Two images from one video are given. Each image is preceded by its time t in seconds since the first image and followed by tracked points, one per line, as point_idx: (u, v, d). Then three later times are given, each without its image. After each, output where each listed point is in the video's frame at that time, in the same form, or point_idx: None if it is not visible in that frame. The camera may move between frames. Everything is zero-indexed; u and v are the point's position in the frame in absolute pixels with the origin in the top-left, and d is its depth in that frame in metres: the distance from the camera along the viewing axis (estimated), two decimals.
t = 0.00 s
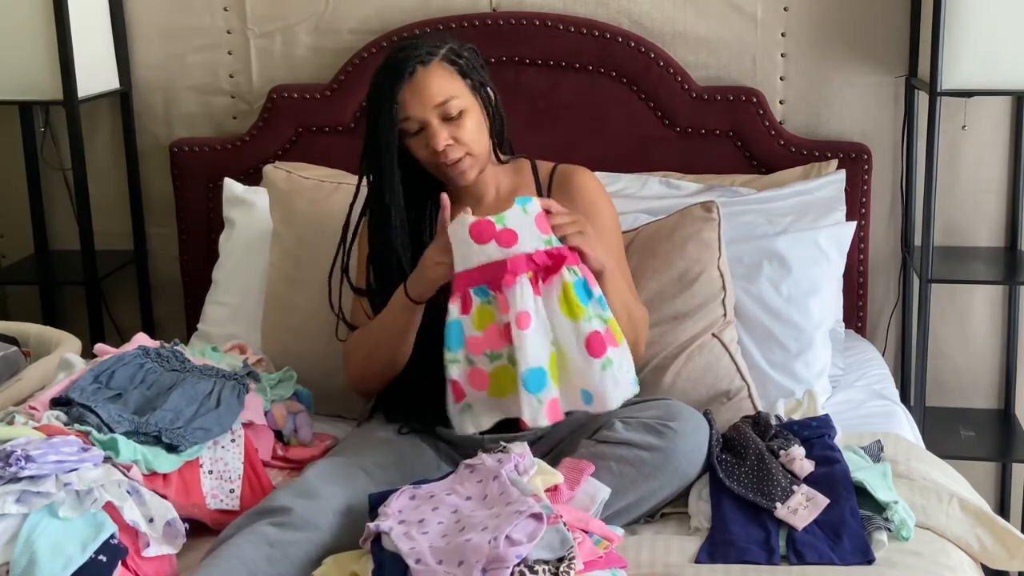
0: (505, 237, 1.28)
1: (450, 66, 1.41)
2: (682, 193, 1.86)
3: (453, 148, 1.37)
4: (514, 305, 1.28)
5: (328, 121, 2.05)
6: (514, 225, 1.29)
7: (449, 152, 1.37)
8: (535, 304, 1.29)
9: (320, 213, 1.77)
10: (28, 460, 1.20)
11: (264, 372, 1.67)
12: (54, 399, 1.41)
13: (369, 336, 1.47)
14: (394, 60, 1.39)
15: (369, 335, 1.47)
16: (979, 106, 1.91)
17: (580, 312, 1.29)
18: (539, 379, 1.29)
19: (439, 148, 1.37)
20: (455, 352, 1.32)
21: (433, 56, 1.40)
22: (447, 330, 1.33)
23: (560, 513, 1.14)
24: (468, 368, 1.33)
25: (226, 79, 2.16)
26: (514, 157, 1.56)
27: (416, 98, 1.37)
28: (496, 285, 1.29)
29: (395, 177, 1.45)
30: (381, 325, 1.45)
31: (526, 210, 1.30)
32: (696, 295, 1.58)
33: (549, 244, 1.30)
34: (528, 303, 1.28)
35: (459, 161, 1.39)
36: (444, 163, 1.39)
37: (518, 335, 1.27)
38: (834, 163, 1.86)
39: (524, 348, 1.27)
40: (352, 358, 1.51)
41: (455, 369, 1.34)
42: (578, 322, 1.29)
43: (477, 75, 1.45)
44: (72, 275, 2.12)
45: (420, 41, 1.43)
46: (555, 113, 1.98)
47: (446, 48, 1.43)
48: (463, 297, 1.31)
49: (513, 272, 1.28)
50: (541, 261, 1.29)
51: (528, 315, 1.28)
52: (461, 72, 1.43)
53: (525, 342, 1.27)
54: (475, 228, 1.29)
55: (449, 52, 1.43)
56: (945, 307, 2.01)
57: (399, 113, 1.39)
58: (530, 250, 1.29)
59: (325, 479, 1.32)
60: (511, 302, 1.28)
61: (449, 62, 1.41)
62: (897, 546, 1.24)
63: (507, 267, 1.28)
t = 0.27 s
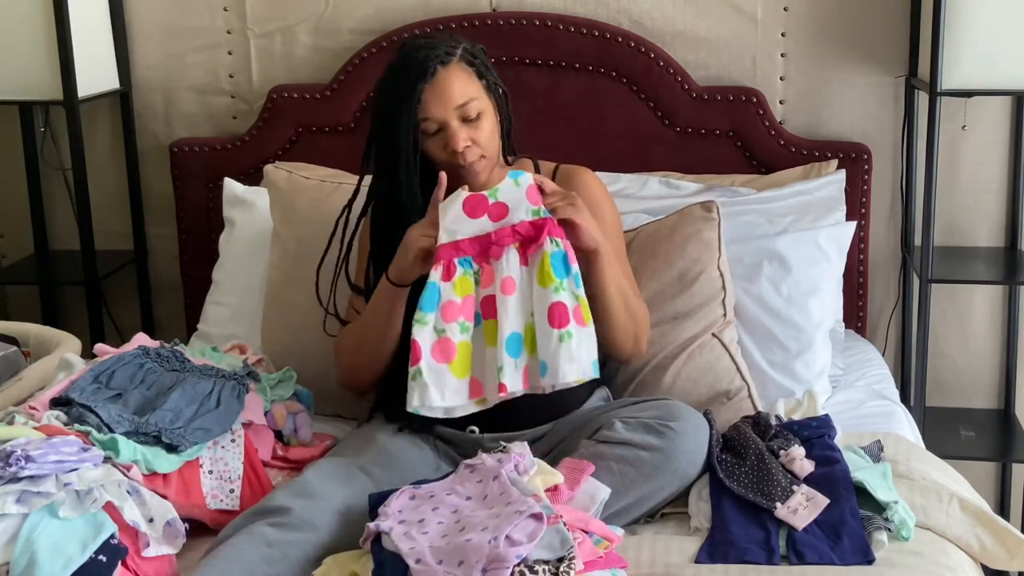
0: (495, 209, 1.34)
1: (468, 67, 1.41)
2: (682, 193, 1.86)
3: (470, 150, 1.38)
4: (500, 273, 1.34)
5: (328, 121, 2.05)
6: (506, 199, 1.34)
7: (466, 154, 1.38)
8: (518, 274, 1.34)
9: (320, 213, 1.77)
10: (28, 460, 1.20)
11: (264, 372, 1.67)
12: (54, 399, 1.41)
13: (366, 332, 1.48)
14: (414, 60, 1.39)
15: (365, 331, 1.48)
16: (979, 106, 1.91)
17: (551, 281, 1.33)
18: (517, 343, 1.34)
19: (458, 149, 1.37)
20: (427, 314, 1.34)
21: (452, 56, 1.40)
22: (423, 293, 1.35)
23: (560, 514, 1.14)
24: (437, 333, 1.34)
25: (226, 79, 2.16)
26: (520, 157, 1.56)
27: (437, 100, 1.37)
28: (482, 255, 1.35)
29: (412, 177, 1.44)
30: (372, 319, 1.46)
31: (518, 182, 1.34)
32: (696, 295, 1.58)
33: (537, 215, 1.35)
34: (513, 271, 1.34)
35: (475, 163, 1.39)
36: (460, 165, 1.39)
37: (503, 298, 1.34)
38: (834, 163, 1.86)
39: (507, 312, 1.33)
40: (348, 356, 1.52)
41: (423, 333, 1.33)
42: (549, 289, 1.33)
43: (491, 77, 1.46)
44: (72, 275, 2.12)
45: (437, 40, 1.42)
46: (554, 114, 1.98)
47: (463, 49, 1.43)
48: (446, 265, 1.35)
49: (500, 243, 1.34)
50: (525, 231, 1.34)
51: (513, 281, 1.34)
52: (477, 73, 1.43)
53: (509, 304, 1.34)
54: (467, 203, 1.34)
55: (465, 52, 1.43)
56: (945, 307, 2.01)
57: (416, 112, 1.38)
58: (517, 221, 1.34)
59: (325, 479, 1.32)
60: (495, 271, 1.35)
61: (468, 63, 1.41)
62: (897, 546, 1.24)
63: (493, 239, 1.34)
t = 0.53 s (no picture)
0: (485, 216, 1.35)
1: (478, 74, 1.41)
2: (682, 193, 1.86)
3: (477, 158, 1.38)
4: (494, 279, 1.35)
5: (328, 121, 2.05)
6: (496, 206, 1.34)
7: (473, 162, 1.38)
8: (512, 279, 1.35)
9: (320, 213, 1.77)
10: (28, 460, 1.20)
11: (264, 372, 1.67)
12: (54, 399, 1.41)
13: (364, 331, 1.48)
14: (426, 66, 1.38)
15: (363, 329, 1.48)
16: (979, 106, 1.91)
17: (539, 289, 1.32)
18: (516, 346, 1.35)
19: (466, 158, 1.37)
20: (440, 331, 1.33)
21: (462, 63, 1.40)
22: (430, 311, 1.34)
23: (560, 514, 1.14)
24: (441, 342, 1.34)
25: (226, 79, 2.16)
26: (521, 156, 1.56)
27: (448, 109, 1.36)
28: (476, 262, 1.35)
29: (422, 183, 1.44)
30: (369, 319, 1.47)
31: (508, 189, 1.34)
32: (696, 295, 1.58)
33: (527, 220, 1.34)
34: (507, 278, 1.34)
35: (482, 172, 1.40)
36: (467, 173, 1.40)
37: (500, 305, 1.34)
38: (834, 163, 1.86)
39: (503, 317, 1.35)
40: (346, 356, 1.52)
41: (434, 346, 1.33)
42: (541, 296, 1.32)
43: (499, 82, 1.46)
44: (72, 275, 2.12)
45: (447, 44, 1.42)
46: (554, 114, 1.98)
47: (472, 54, 1.42)
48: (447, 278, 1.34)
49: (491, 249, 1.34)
50: (513, 239, 1.34)
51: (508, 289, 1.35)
52: (486, 78, 1.43)
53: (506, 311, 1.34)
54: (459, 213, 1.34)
55: (474, 57, 1.42)
56: (945, 307, 2.01)
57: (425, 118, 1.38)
58: (507, 227, 1.34)
59: (324, 479, 1.32)
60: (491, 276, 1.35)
61: (478, 69, 1.41)
62: (897, 546, 1.24)
63: (485, 246, 1.34)
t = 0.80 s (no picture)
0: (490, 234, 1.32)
1: (475, 63, 1.41)
2: (682, 193, 1.86)
3: (471, 146, 1.38)
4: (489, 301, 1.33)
5: (328, 121, 2.05)
6: (504, 223, 1.33)
7: (467, 150, 1.38)
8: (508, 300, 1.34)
9: (320, 213, 1.77)
10: (28, 460, 1.20)
11: (264, 372, 1.67)
12: (54, 399, 1.41)
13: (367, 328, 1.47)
14: (423, 54, 1.39)
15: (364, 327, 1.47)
16: (979, 106, 1.91)
17: (554, 311, 1.34)
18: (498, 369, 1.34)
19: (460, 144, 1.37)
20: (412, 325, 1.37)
21: (460, 51, 1.40)
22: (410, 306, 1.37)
23: (560, 514, 1.14)
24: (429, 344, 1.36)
25: (226, 79, 2.16)
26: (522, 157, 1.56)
27: (444, 94, 1.37)
28: (474, 276, 1.35)
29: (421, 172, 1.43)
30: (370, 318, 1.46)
31: (516, 208, 1.33)
32: (696, 295, 1.58)
33: (533, 243, 1.34)
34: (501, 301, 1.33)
35: (479, 160, 1.40)
36: (463, 161, 1.40)
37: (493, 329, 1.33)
38: (834, 163, 1.86)
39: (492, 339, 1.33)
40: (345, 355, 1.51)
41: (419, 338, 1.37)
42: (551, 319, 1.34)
43: (498, 75, 1.46)
44: (72, 275, 2.12)
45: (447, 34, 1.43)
46: (554, 114, 1.98)
47: (471, 45, 1.43)
48: (436, 281, 1.35)
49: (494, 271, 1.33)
50: (523, 263, 1.34)
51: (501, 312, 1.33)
52: (485, 69, 1.43)
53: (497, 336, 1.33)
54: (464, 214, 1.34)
55: (474, 48, 1.43)
56: (945, 307, 2.01)
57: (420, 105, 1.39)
58: (515, 249, 1.33)
59: (324, 479, 1.32)
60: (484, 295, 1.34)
61: (476, 59, 1.42)
62: (897, 546, 1.24)
63: (491, 265, 1.33)
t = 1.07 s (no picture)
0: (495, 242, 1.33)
1: (464, 58, 1.42)
2: (682, 193, 1.86)
3: (455, 138, 1.39)
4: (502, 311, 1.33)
5: (328, 121, 2.05)
6: (506, 232, 1.32)
7: (450, 142, 1.39)
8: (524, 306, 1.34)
9: (320, 213, 1.77)
10: (28, 460, 1.20)
11: (264, 372, 1.67)
12: (54, 399, 1.41)
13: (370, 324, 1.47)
14: (411, 49, 1.42)
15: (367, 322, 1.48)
16: (979, 106, 1.91)
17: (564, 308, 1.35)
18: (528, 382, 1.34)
19: (442, 136, 1.38)
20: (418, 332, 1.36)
21: (448, 45, 1.42)
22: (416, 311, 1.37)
23: (560, 514, 1.14)
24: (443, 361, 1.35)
25: (226, 79, 2.16)
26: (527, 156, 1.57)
27: (426, 86, 1.39)
28: (480, 284, 1.34)
29: (408, 164, 1.46)
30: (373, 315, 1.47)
31: (515, 216, 1.32)
32: (696, 295, 1.59)
33: (535, 248, 1.33)
34: (519, 309, 1.33)
35: (462, 152, 1.40)
36: (448, 153, 1.41)
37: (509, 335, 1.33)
38: (834, 163, 1.86)
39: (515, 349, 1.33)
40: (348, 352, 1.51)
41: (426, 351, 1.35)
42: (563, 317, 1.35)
43: (494, 71, 1.46)
44: (72, 275, 2.12)
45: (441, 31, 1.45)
46: (554, 114, 1.98)
47: (464, 41, 1.44)
48: (442, 284, 1.35)
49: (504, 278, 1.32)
50: (529, 268, 1.34)
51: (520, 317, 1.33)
52: (477, 65, 1.43)
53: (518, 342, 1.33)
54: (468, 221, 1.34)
55: (467, 45, 1.44)
56: (945, 306, 2.01)
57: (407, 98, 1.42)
58: (518, 255, 1.33)
59: (324, 479, 1.32)
60: (494, 306, 1.33)
61: (466, 54, 1.42)
62: (897, 546, 1.24)
63: (497, 274, 1.33)
